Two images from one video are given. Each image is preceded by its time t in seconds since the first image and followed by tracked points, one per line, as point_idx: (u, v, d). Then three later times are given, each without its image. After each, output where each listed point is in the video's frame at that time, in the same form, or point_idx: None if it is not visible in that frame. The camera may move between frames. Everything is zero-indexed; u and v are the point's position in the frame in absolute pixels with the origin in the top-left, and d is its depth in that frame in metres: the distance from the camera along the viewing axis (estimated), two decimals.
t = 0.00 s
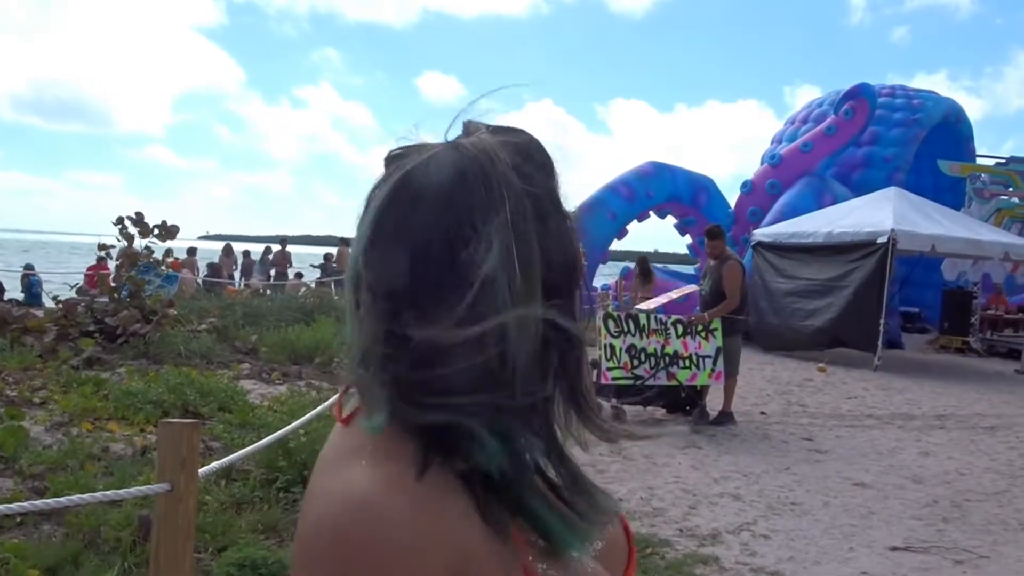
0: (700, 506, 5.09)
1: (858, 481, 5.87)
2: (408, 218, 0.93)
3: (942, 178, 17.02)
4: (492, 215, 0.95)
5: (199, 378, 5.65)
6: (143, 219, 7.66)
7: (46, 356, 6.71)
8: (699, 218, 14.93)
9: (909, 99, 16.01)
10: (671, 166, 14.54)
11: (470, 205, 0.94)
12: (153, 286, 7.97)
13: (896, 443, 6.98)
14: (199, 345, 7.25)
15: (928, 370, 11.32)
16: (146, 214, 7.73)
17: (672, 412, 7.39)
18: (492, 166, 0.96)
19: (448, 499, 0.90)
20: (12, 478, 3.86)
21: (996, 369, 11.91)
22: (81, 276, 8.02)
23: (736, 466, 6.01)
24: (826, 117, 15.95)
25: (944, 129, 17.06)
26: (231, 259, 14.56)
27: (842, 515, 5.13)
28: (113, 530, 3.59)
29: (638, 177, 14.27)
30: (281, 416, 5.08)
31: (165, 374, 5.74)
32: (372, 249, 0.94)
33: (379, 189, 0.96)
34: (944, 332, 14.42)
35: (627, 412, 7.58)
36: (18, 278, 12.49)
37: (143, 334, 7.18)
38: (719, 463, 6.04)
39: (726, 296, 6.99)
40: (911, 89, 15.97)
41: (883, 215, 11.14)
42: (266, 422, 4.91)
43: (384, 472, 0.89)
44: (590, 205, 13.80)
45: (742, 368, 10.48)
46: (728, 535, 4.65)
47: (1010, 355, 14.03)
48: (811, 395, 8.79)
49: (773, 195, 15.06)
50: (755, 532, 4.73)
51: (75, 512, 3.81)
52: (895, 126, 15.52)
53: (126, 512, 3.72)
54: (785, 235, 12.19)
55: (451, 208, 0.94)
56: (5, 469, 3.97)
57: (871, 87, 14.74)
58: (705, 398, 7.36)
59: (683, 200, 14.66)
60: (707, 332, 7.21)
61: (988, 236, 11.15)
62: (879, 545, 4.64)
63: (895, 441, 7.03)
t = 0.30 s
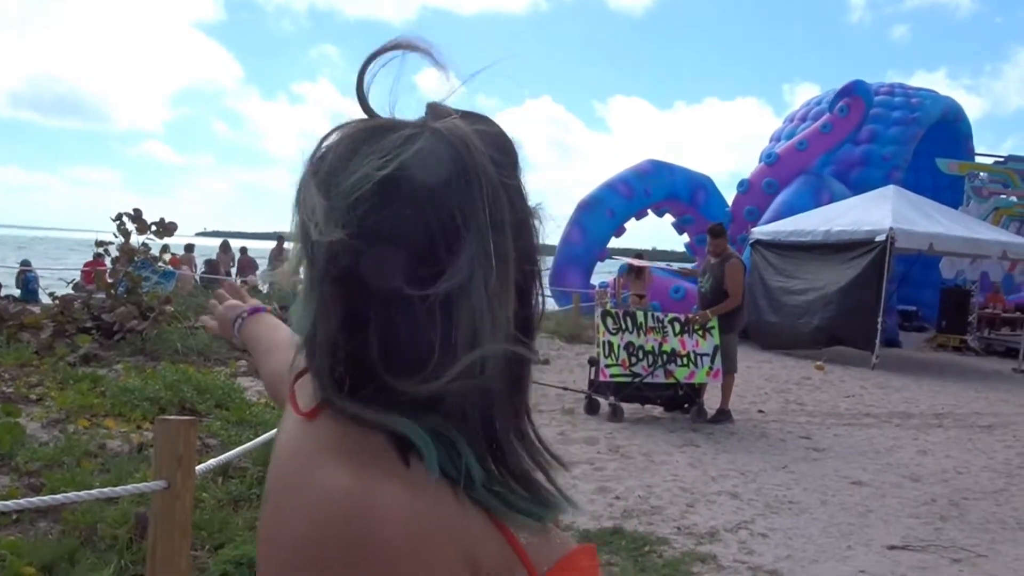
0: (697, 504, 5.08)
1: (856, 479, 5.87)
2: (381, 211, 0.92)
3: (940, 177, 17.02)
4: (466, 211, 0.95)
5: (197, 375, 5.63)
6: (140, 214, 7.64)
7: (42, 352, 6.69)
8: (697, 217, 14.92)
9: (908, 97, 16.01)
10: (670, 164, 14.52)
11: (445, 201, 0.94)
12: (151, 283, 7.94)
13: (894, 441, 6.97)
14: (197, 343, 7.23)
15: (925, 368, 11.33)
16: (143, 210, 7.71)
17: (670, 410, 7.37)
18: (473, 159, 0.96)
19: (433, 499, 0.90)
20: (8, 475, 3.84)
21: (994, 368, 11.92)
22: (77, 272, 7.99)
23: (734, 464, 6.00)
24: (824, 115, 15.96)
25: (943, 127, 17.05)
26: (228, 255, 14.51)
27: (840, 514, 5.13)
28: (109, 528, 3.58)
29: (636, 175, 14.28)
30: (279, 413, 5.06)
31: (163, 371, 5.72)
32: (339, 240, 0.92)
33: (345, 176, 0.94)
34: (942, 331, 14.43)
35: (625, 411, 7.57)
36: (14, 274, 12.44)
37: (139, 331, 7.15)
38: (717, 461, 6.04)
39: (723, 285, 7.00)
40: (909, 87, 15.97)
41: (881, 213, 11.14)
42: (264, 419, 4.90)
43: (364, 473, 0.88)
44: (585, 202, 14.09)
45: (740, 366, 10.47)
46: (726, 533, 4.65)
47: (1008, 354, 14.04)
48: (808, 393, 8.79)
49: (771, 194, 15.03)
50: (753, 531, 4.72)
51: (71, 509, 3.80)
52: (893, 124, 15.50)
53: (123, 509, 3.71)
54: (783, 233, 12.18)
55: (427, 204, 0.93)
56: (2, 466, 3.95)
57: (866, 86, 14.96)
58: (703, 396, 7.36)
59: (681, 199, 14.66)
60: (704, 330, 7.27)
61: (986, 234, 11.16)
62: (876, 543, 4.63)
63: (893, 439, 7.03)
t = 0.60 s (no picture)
0: (696, 502, 5.08)
1: (854, 477, 5.87)
2: (278, 223, 0.90)
3: (939, 174, 17.01)
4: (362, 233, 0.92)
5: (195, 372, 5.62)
6: (139, 211, 7.63)
7: (41, 350, 6.68)
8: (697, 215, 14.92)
9: (906, 94, 15.98)
10: (670, 163, 14.51)
11: (347, 216, 0.91)
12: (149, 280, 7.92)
13: (893, 439, 6.97)
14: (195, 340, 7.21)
15: (924, 366, 11.32)
16: (143, 207, 7.71)
17: (668, 408, 7.37)
18: (376, 162, 0.94)
19: (321, 522, 0.89)
20: (5, 473, 3.83)
21: (992, 365, 11.91)
22: (76, 269, 7.98)
23: (732, 462, 6.00)
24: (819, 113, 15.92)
25: (941, 125, 17.01)
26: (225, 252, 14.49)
27: (839, 512, 5.12)
28: (106, 527, 3.57)
29: (636, 174, 14.27)
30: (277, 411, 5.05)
31: (160, 368, 5.71)
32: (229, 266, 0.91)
33: (253, 182, 0.92)
34: (940, 329, 14.42)
35: (624, 409, 7.56)
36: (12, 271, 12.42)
37: (137, 328, 7.15)
38: (716, 459, 6.03)
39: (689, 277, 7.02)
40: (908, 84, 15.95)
41: (880, 211, 11.14)
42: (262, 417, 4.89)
43: (255, 499, 0.87)
44: (585, 200, 14.13)
45: (739, 364, 10.47)
46: (724, 531, 4.65)
47: (1006, 351, 14.03)
48: (807, 391, 8.78)
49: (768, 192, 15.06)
50: (752, 529, 4.72)
51: (68, 507, 3.79)
52: (891, 122, 15.47)
53: (120, 508, 3.70)
54: (782, 230, 12.17)
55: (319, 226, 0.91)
56: None
57: (860, 83, 15.01)
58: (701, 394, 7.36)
59: (680, 197, 14.65)
60: (702, 328, 7.28)
61: (985, 232, 11.15)
62: (875, 541, 4.63)
63: (892, 437, 7.03)
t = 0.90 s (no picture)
0: (696, 502, 5.07)
1: (855, 478, 5.86)
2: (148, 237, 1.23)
3: (940, 174, 16.98)
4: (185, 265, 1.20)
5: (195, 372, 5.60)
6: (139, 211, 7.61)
7: (41, 348, 6.67)
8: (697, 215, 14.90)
9: (907, 94, 15.96)
10: (671, 163, 14.50)
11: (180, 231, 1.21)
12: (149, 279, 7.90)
13: (894, 440, 6.96)
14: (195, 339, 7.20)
15: (924, 366, 11.32)
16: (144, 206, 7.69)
17: (669, 408, 7.36)
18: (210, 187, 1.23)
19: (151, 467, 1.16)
20: (4, 473, 3.82)
21: (993, 365, 11.90)
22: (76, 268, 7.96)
23: (733, 462, 5.99)
24: (819, 113, 15.89)
25: (942, 124, 16.98)
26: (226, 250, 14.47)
27: (839, 512, 5.12)
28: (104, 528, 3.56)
29: (636, 173, 14.26)
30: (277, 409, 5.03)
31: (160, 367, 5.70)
32: (90, 308, 1.21)
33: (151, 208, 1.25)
34: (941, 329, 14.41)
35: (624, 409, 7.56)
36: (14, 269, 12.39)
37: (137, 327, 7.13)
38: (716, 459, 6.03)
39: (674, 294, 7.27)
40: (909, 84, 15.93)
41: (881, 211, 11.13)
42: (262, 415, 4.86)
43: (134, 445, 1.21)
44: (585, 200, 14.11)
45: (740, 364, 10.47)
46: (725, 532, 4.64)
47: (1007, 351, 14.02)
48: (808, 391, 8.78)
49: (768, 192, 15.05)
50: (752, 529, 4.71)
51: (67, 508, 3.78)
52: (893, 121, 15.44)
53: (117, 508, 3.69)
54: (783, 230, 12.15)
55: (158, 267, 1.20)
56: None
57: (860, 83, 14.94)
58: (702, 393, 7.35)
59: (681, 197, 14.64)
60: (703, 328, 7.25)
61: (986, 232, 11.14)
62: (876, 542, 4.63)
63: (892, 438, 7.02)
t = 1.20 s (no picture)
0: (696, 506, 5.07)
1: (856, 482, 5.85)
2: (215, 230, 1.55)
3: (943, 177, 16.95)
4: (245, 267, 1.48)
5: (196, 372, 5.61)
6: (139, 211, 7.61)
7: (42, 349, 6.68)
8: (698, 217, 14.85)
9: (910, 97, 15.92)
10: (672, 164, 14.49)
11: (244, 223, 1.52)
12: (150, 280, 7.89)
13: (895, 444, 6.96)
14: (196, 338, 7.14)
15: (926, 369, 11.31)
16: (144, 207, 7.69)
17: (670, 410, 7.36)
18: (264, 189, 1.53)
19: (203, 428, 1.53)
20: (5, 474, 3.82)
21: (995, 369, 11.90)
22: (78, 269, 7.96)
23: (733, 466, 5.98)
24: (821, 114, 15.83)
25: (945, 127, 16.93)
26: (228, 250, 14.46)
27: (839, 516, 5.11)
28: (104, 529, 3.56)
29: (638, 174, 14.25)
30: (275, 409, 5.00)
31: (161, 369, 5.68)
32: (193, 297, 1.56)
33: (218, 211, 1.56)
34: (944, 332, 14.40)
35: (625, 411, 7.56)
36: (15, 269, 12.39)
37: (138, 328, 7.12)
38: (717, 462, 6.03)
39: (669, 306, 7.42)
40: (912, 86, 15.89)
41: (883, 213, 11.11)
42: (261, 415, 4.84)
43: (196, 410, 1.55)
44: (586, 201, 14.10)
45: (741, 367, 10.47)
46: (725, 536, 4.63)
47: (1010, 355, 14.00)
48: (809, 395, 8.77)
49: (771, 194, 15.01)
50: (752, 533, 4.71)
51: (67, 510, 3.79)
52: (896, 124, 15.35)
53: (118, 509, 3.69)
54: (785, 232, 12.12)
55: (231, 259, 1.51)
56: None
57: (863, 86, 14.98)
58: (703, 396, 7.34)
59: (682, 198, 14.61)
60: (704, 331, 7.23)
61: (989, 235, 11.13)
62: (876, 547, 4.62)
63: (894, 441, 7.01)
